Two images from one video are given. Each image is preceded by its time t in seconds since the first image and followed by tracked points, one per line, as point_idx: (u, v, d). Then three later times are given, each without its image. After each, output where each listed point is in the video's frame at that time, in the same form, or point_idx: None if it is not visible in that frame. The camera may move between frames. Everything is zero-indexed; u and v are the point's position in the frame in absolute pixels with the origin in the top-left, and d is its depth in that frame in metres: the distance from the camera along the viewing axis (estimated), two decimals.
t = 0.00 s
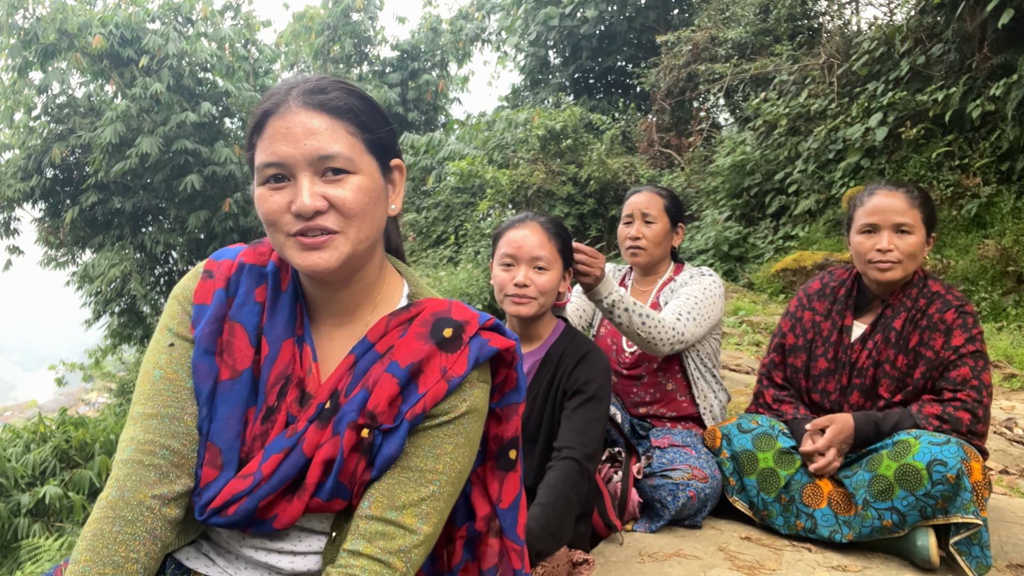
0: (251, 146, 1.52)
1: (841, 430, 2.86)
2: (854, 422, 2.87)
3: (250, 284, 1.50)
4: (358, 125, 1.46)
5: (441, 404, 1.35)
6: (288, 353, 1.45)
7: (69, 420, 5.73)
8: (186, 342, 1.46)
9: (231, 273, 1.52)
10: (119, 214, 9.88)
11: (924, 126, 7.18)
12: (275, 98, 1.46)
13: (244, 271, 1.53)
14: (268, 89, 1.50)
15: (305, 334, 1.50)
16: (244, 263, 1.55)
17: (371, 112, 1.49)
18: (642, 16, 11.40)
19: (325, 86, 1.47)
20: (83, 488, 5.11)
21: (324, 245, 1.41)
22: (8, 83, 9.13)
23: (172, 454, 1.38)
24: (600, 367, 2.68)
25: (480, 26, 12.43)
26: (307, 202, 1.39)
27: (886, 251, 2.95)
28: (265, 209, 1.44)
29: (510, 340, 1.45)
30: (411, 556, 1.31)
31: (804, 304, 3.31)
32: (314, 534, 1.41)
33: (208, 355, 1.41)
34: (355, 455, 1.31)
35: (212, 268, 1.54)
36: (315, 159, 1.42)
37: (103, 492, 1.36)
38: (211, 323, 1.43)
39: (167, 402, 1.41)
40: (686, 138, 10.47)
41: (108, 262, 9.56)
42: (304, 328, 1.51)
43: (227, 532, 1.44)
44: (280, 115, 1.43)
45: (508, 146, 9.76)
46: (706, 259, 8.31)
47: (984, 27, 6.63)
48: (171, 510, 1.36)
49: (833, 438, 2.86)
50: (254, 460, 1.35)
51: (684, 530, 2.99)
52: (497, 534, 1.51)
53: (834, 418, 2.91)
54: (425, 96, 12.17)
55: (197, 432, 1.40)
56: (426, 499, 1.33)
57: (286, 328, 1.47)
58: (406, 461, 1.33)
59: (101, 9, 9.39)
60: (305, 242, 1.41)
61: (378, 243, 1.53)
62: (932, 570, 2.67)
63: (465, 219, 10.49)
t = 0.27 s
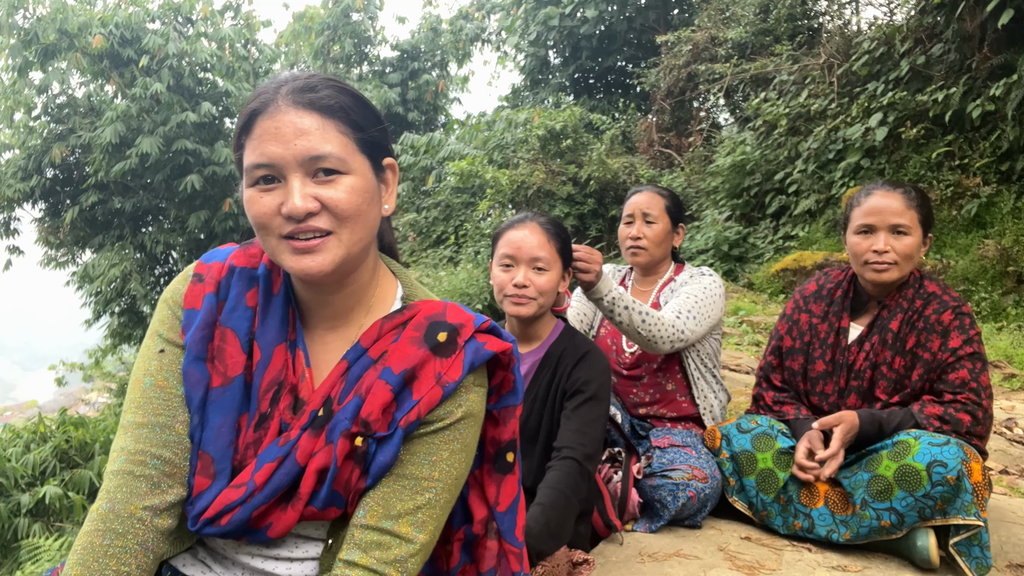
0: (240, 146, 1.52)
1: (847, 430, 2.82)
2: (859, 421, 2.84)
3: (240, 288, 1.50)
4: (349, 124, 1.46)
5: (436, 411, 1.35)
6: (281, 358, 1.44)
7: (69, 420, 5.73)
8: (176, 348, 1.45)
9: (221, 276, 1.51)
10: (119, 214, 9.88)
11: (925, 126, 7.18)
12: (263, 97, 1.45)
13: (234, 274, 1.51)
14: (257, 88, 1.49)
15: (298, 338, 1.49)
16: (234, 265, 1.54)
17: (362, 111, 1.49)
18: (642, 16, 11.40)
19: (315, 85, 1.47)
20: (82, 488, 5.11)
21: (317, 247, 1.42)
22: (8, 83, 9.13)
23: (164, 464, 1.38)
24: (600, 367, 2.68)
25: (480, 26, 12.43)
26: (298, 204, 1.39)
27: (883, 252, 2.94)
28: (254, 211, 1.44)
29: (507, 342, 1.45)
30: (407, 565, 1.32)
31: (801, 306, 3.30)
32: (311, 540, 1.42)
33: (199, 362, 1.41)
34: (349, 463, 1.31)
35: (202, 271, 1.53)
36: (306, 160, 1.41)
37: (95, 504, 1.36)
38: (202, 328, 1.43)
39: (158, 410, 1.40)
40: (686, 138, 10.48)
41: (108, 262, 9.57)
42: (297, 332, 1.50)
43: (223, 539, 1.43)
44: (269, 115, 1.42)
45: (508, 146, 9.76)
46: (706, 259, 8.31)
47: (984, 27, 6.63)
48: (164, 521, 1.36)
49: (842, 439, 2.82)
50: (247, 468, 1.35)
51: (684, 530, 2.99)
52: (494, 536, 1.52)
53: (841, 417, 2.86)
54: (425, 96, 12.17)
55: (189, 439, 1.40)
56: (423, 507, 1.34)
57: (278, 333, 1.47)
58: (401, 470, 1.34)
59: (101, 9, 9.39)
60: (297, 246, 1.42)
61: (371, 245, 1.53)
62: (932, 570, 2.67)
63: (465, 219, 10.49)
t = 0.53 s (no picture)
0: (234, 146, 1.52)
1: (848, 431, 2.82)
2: (859, 422, 2.84)
3: (235, 291, 1.49)
4: (345, 123, 1.46)
5: (433, 414, 1.35)
6: (276, 362, 1.44)
7: (69, 420, 5.73)
8: (170, 353, 1.45)
9: (215, 279, 1.51)
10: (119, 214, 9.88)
11: (925, 126, 7.17)
12: (258, 96, 1.45)
13: (229, 277, 1.51)
14: (252, 87, 1.49)
15: (293, 342, 1.49)
16: (228, 268, 1.53)
17: (357, 110, 1.49)
18: (642, 16, 11.39)
19: (310, 83, 1.47)
20: (82, 488, 5.11)
21: (311, 247, 1.42)
22: (8, 83, 9.13)
23: (159, 471, 1.38)
24: (600, 366, 2.68)
25: (480, 26, 12.42)
26: (293, 204, 1.39)
27: (881, 251, 2.94)
28: (248, 211, 1.44)
29: (504, 344, 1.45)
30: (406, 569, 1.32)
31: (799, 306, 3.29)
32: (309, 544, 1.42)
33: (193, 367, 1.40)
34: (346, 468, 1.31)
35: (195, 274, 1.52)
36: (301, 159, 1.41)
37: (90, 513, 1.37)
38: (196, 333, 1.42)
39: (152, 417, 1.41)
40: (686, 138, 10.47)
41: (108, 262, 9.57)
42: (292, 336, 1.50)
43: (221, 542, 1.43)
44: (264, 113, 1.43)
45: (508, 146, 9.76)
46: (706, 259, 8.32)
47: (984, 27, 6.63)
48: (159, 529, 1.37)
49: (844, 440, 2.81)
50: (243, 474, 1.35)
51: (684, 530, 2.99)
52: (491, 539, 1.52)
53: (842, 419, 2.86)
54: (425, 96, 12.17)
55: (185, 445, 1.40)
56: (420, 510, 1.34)
57: (273, 336, 1.47)
58: (398, 474, 1.34)
59: (101, 9, 9.39)
60: (292, 246, 1.41)
61: (367, 246, 1.53)
62: (932, 571, 2.66)
63: (465, 219, 10.50)
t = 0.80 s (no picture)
0: (236, 143, 1.52)
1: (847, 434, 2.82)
2: (858, 424, 2.84)
3: (234, 290, 1.49)
4: (347, 118, 1.47)
5: (432, 409, 1.35)
6: (275, 360, 1.44)
7: (69, 420, 5.74)
8: (169, 352, 1.46)
9: (214, 279, 1.51)
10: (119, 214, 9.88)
11: (925, 126, 7.17)
12: (261, 91, 1.46)
13: (228, 276, 1.51)
14: (254, 84, 1.50)
15: (292, 339, 1.49)
16: (227, 267, 1.53)
17: (359, 107, 1.50)
18: (642, 16, 11.39)
19: (313, 80, 1.48)
20: (82, 488, 5.11)
21: (314, 239, 1.41)
22: (8, 83, 9.13)
23: (159, 468, 1.38)
24: (601, 365, 2.68)
25: (480, 26, 12.40)
26: (297, 195, 1.39)
27: (879, 250, 2.94)
28: (251, 204, 1.43)
29: (502, 340, 1.45)
30: (404, 564, 1.32)
31: (798, 306, 3.29)
32: (308, 541, 1.42)
33: (193, 365, 1.40)
34: (345, 464, 1.31)
35: (194, 273, 1.52)
36: (305, 152, 1.42)
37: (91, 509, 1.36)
38: (195, 332, 1.42)
39: (152, 415, 1.41)
40: (686, 138, 10.47)
41: (108, 262, 9.57)
42: (290, 334, 1.50)
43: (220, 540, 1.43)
44: (267, 108, 1.43)
45: (508, 146, 9.76)
46: (706, 259, 8.32)
47: (983, 27, 6.63)
48: (160, 526, 1.37)
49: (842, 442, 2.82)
50: (243, 471, 1.35)
51: (684, 530, 2.99)
52: (489, 536, 1.51)
53: (841, 422, 2.86)
54: (425, 96, 12.16)
55: (185, 442, 1.40)
56: (418, 505, 1.34)
57: (272, 334, 1.47)
58: (396, 469, 1.34)
59: (101, 9, 9.39)
60: (295, 238, 1.41)
61: (367, 242, 1.53)
62: (932, 571, 2.66)
63: (465, 219, 10.50)
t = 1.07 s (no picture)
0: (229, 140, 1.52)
1: (846, 435, 2.83)
2: (858, 426, 2.85)
3: (229, 286, 1.50)
4: (340, 114, 1.48)
5: (424, 394, 1.35)
6: (271, 351, 1.44)
7: (69, 420, 5.73)
8: (167, 346, 1.46)
9: (210, 276, 1.52)
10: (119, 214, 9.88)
11: (925, 126, 7.17)
12: (255, 90, 1.46)
13: (223, 273, 1.52)
14: (247, 83, 1.51)
15: (286, 332, 1.49)
16: (222, 264, 1.54)
17: (350, 103, 1.51)
18: (642, 16, 11.39)
19: (306, 77, 1.49)
20: (82, 488, 5.11)
21: (310, 231, 1.40)
22: (8, 83, 9.13)
23: (159, 458, 1.38)
24: (602, 365, 2.67)
25: (480, 26, 12.39)
26: (293, 189, 1.39)
27: (878, 249, 2.94)
28: (247, 199, 1.43)
29: (492, 328, 1.46)
30: (401, 546, 1.31)
31: (798, 305, 3.29)
32: (307, 530, 1.41)
33: (190, 358, 1.40)
34: (341, 449, 1.31)
35: (191, 272, 1.53)
36: (300, 146, 1.42)
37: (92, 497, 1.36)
38: (192, 325, 1.43)
39: (152, 407, 1.41)
40: (686, 138, 10.47)
41: (109, 262, 9.57)
42: (285, 327, 1.51)
43: (220, 534, 1.43)
44: (262, 105, 1.44)
45: (508, 146, 9.76)
46: (706, 259, 8.32)
47: (984, 27, 6.63)
48: (161, 513, 1.36)
49: (841, 443, 2.83)
50: (240, 460, 1.35)
51: (684, 530, 2.99)
52: (487, 524, 1.50)
53: (840, 423, 2.87)
54: (425, 96, 12.17)
55: (183, 435, 1.40)
56: (414, 489, 1.33)
57: (268, 327, 1.47)
58: (391, 454, 1.33)
59: (101, 9, 9.38)
60: (292, 229, 1.40)
61: (359, 237, 1.53)
62: (932, 570, 2.66)
63: (465, 218, 10.50)
